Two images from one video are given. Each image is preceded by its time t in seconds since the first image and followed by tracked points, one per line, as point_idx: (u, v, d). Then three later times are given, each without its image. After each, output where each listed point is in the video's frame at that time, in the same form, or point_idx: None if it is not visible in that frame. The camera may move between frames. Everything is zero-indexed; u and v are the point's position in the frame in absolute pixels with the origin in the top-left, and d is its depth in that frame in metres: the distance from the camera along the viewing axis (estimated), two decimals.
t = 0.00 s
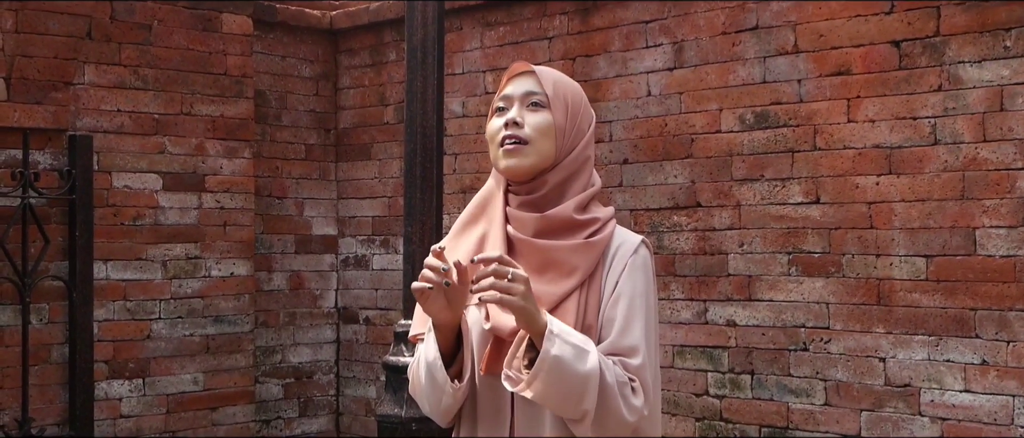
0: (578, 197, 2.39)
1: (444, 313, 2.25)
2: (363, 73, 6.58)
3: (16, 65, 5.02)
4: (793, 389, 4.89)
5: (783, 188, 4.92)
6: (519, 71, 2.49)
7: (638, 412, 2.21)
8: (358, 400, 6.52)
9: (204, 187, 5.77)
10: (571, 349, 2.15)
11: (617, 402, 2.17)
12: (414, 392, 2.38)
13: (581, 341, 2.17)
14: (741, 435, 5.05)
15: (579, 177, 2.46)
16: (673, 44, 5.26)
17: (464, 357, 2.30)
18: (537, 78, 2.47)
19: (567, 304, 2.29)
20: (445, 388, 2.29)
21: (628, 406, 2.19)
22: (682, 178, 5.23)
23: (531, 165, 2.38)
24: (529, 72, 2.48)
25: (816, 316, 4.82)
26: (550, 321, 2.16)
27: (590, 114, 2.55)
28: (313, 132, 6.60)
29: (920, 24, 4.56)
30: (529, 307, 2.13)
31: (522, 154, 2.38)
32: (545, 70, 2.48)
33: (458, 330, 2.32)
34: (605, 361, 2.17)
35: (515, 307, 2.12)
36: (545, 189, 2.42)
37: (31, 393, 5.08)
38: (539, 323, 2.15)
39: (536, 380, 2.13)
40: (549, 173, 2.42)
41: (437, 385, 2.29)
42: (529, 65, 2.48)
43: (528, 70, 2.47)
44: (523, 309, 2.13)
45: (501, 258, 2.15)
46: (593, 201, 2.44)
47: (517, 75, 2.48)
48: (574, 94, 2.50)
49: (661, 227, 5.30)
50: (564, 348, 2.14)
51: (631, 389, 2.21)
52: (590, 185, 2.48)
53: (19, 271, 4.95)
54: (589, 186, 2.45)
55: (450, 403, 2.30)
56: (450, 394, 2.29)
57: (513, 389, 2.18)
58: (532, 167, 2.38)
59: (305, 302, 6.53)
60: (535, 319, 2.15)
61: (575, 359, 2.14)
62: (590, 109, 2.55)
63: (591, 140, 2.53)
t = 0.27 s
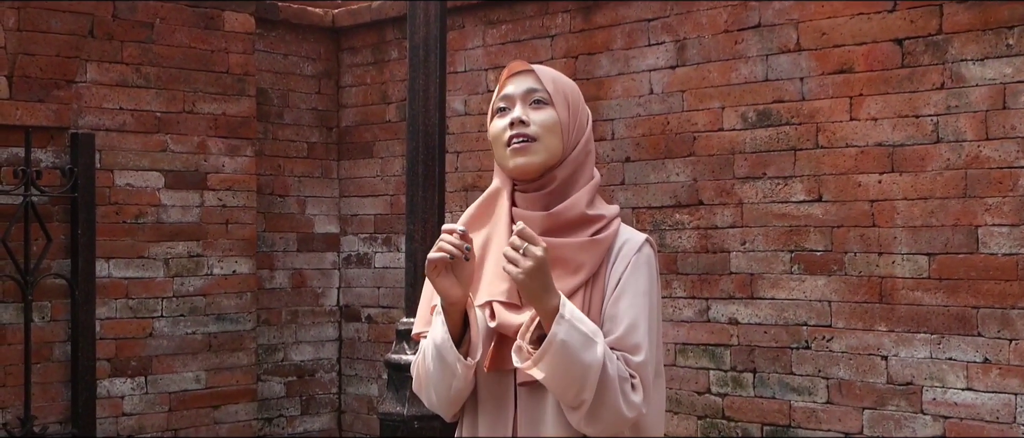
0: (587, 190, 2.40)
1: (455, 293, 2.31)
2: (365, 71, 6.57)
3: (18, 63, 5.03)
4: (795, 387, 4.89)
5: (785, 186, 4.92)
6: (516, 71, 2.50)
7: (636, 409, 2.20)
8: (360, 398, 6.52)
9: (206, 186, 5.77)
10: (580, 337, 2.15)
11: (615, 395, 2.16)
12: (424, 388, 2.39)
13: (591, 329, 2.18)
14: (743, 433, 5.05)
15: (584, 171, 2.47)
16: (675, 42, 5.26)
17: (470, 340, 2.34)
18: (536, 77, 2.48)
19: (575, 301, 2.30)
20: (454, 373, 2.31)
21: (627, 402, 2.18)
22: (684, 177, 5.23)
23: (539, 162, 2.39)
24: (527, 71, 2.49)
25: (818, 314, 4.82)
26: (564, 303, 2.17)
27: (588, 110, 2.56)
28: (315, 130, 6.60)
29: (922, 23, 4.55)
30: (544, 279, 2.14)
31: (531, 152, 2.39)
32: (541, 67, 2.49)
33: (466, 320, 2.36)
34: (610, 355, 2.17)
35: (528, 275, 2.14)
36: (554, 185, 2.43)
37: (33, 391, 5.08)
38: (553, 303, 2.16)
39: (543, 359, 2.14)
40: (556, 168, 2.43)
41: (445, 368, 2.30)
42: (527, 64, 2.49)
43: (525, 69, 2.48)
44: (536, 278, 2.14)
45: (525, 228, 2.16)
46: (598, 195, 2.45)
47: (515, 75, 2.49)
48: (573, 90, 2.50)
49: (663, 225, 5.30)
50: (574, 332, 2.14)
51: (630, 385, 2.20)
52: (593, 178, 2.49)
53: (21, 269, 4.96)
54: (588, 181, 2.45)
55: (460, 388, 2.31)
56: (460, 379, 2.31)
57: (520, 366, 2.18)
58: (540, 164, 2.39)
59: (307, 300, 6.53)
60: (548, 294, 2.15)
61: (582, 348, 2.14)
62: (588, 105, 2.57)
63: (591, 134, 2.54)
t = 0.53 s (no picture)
0: (589, 185, 2.40)
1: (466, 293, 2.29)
2: (366, 68, 6.57)
3: (20, 59, 5.03)
4: (796, 384, 4.89)
5: (786, 183, 4.92)
6: (514, 69, 2.50)
7: (640, 408, 2.21)
8: (361, 395, 6.52)
9: (208, 182, 5.77)
10: (583, 343, 2.15)
11: (620, 397, 2.17)
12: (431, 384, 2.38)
13: (595, 331, 2.18)
14: (744, 430, 5.05)
15: (585, 166, 2.47)
16: (677, 39, 5.26)
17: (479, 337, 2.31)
18: (533, 74, 2.48)
19: (578, 298, 2.30)
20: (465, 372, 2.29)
21: (631, 402, 2.19)
22: (685, 173, 5.23)
23: (539, 160, 2.39)
24: (525, 70, 2.49)
25: (820, 311, 4.82)
26: (565, 309, 2.17)
27: (587, 103, 2.56)
28: (317, 126, 6.59)
29: (924, 20, 4.55)
30: (540, 285, 2.13)
31: (530, 151, 2.39)
32: (539, 64, 2.49)
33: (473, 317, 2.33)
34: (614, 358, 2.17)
35: (522, 285, 2.13)
36: (555, 181, 2.43)
37: (35, 387, 5.08)
38: (553, 310, 2.15)
39: (549, 367, 2.14)
40: (557, 165, 2.43)
41: (460, 371, 2.28)
42: (524, 62, 2.49)
43: (522, 66, 2.48)
44: (531, 287, 2.13)
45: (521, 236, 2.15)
46: (600, 190, 2.44)
47: (514, 74, 2.49)
48: (571, 86, 2.50)
49: (665, 222, 5.30)
50: (578, 338, 2.14)
51: (635, 384, 2.21)
52: (595, 173, 2.49)
53: (22, 266, 4.96)
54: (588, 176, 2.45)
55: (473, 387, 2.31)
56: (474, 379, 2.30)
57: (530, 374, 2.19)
58: (540, 163, 2.40)
59: (308, 296, 6.53)
60: (546, 301, 2.15)
61: (584, 355, 2.14)
62: (587, 99, 2.56)
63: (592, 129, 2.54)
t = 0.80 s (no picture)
0: (585, 184, 2.39)
1: (466, 311, 2.29)
2: (365, 67, 6.57)
3: (18, 57, 5.03)
4: (794, 383, 4.89)
5: (785, 182, 4.92)
6: (514, 66, 2.51)
7: (640, 411, 2.22)
8: (359, 394, 6.52)
9: (206, 181, 5.77)
10: (572, 362, 2.15)
11: (618, 404, 2.18)
12: (432, 394, 2.37)
13: (586, 344, 2.18)
14: (742, 429, 5.05)
15: (583, 165, 2.47)
16: (675, 38, 5.26)
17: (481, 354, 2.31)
18: (531, 72, 2.48)
19: (574, 298, 2.30)
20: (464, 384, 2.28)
21: (631, 407, 2.20)
22: (683, 172, 5.23)
23: (535, 157, 2.40)
24: (523, 66, 2.49)
25: (818, 310, 4.82)
26: (552, 326, 2.17)
27: (586, 102, 2.56)
28: (315, 125, 6.59)
29: (921, 18, 4.56)
30: (522, 309, 2.15)
31: (526, 147, 2.39)
32: (537, 62, 2.49)
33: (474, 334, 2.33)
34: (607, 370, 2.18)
35: (505, 310, 2.15)
36: (551, 180, 2.42)
37: (32, 386, 5.08)
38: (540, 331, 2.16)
39: (541, 389, 2.14)
40: (553, 163, 2.43)
41: (465, 387, 2.27)
42: (523, 59, 2.50)
43: (520, 64, 2.49)
44: (515, 311, 2.15)
45: (501, 263, 2.15)
46: (597, 189, 2.44)
47: (513, 71, 2.50)
48: (569, 84, 2.51)
49: (663, 220, 5.30)
50: (567, 356, 2.14)
51: (634, 387, 2.22)
52: (593, 172, 2.49)
53: (20, 264, 4.95)
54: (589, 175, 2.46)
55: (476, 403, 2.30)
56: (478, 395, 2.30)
57: (523, 397, 2.19)
58: (536, 160, 2.40)
59: (306, 295, 6.52)
60: (533, 322, 2.16)
61: (575, 374, 2.14)
62: (586, 97, 2.56)
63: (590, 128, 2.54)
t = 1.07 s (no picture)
0: (582, 186, 2.40)
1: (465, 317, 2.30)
2: (362, 68, 6.57)
3: (16, 59, 5.04)
4: (792, 384, 4.89)
5: (782, 182, 4.92)
6: (512, 68, 2.51)
7: (640, 413, 2.23)
8: (357, 395, 6.52)
9: (204, 182, 5.77)
10: (572, 368, 2.15)
11: (618, 407, 2.19)
12: (430, 397, 2.38)
13: (584, 349, 2.18)
14: (740, 430, 5.05)
15: (581, 166, 2.47)
16: (673, 39, 5.26)
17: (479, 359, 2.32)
18: (530, 73, 2.48)
19: (571, 300, 2.30)
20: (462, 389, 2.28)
21: (631, 409, 2.21)
22: (681, 173, 5.23)
23: (532, 158, 2.40)
24: (521, 67, 2.50)
25: (816, 311, 4.82)
26: (549, 332, 2.17)
27: (585, 104, 2.56)
28: (313, 126, 6.59)
29: (919, 19, 4.56)
30: (517, 317, 2.15)
31: (524, 148, 2.39)
32: (537, 63, 2.49)
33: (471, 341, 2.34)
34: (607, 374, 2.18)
35: (498, 318, 2.17)
36: (549, 181, 2.42)
37: (30, 388, 5.08)
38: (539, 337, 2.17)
39: (542, 396, 2.15)
40: (551, 164, 2.43)
41: (461, 393, 2.27)
42: (522, 60, 2.50)
43: (519, 65, 2.49)
44: (509, 319, 2.16)
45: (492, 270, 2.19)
46: (595, 191, 2.44)
47: (512, 72, 2.50)
48: (568, 86, 2.51)
49: (661, 221, 5.30)
50: (566, 362, 2.15)
51: (634, 389, 2.22)
52: (591, 174, 2.49)
53: (18, 266, 4.95)
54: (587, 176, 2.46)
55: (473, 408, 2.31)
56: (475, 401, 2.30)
57: (524, 404, 2.19)
58: (533, 160, 2.40)
59: (305, 297, 6.53)
60: (527, 329, 2.16)
61: (575, 380, 2.14)
62: (585, 99, 2.56)
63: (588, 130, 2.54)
